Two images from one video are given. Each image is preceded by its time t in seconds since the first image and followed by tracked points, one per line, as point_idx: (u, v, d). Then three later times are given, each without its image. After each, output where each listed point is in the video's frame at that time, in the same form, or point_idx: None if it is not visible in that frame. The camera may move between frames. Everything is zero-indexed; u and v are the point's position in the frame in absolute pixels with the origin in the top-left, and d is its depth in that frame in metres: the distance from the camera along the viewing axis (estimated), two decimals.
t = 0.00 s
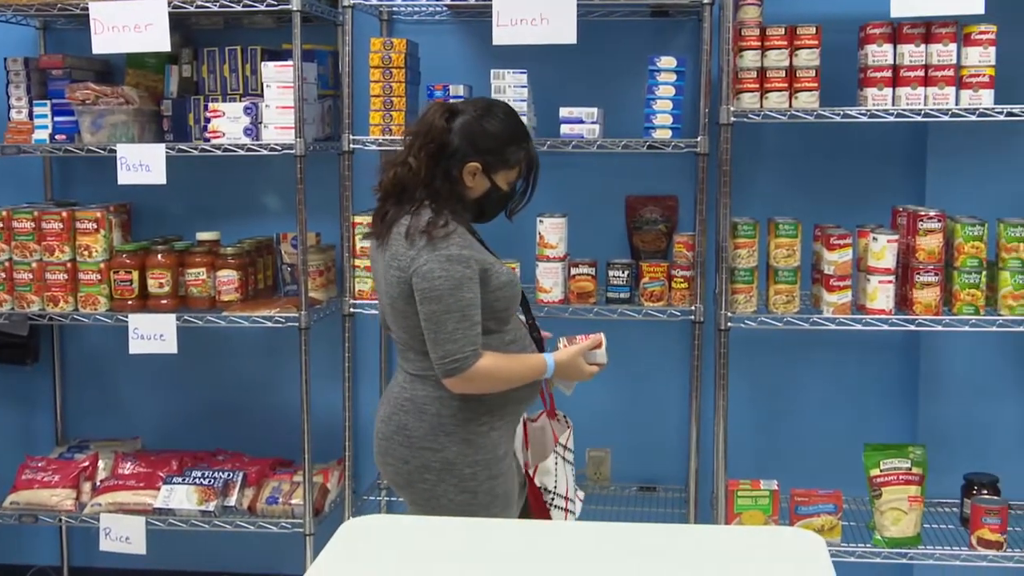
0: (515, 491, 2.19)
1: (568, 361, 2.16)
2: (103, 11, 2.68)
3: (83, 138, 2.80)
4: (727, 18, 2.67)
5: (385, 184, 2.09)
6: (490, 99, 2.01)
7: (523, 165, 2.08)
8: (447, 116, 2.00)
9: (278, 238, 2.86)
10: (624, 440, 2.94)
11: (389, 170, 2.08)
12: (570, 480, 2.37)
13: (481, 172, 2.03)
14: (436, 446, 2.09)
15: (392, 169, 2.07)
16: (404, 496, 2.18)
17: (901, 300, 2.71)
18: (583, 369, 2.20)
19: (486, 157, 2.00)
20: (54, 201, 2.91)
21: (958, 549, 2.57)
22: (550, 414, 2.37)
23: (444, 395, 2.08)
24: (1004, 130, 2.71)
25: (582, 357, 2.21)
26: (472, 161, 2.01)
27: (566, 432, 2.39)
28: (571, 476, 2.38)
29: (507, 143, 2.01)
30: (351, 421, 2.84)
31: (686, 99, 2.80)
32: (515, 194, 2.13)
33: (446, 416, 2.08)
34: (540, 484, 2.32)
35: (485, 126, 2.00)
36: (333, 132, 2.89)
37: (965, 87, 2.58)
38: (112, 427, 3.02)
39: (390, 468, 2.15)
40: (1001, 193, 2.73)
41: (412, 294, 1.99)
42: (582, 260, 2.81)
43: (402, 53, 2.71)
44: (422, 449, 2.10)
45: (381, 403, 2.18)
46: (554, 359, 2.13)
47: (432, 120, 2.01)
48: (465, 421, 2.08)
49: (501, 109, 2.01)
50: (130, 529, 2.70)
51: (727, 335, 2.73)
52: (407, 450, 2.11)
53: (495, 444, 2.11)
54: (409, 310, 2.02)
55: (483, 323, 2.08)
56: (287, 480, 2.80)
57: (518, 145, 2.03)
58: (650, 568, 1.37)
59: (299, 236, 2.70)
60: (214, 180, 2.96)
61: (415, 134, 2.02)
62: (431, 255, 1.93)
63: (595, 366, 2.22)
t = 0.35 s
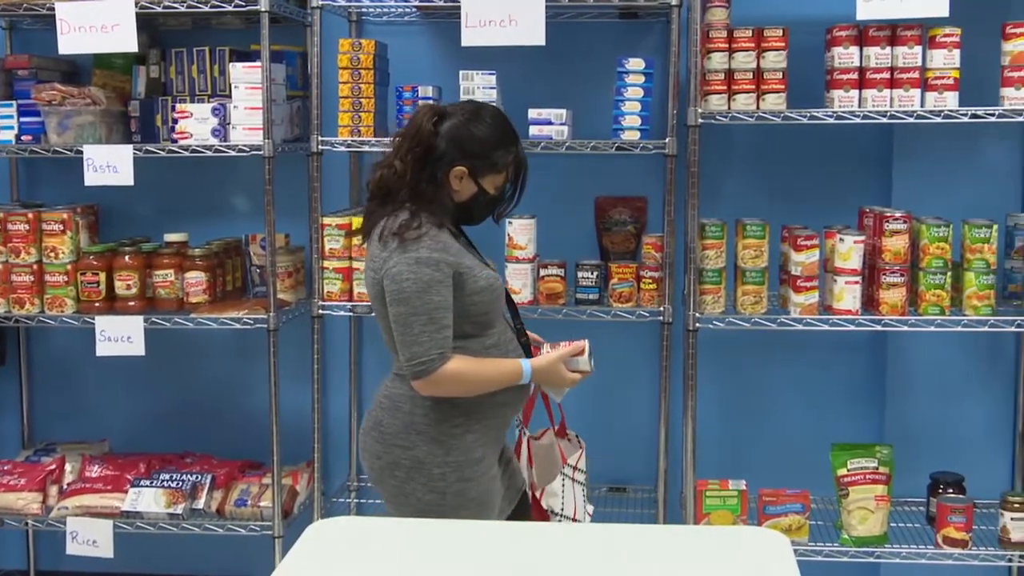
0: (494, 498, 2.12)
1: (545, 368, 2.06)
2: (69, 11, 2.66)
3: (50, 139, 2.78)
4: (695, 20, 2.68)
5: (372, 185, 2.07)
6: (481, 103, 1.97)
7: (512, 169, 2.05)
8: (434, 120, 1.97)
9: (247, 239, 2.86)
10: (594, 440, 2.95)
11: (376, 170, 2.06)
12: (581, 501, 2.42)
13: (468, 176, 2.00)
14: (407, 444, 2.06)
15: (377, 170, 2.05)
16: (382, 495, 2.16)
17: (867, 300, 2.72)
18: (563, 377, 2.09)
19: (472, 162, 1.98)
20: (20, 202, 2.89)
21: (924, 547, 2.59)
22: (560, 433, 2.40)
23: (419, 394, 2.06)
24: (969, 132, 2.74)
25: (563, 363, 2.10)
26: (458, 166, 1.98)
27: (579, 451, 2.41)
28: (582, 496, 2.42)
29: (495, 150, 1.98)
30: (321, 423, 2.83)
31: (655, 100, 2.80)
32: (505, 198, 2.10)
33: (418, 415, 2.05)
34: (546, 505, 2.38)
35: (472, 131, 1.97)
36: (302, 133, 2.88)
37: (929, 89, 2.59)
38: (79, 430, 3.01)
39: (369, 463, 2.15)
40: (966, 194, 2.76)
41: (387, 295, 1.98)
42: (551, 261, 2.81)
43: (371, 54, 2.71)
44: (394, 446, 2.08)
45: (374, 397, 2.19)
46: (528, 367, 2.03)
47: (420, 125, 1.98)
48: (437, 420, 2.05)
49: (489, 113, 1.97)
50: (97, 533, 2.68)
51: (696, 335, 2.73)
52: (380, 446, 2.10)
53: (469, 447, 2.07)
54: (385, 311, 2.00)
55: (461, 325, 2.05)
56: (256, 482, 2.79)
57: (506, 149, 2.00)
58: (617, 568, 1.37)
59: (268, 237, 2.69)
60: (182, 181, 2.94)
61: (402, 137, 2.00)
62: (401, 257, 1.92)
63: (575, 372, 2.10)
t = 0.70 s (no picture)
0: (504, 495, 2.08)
1: (555, 365, 2.04)
2: (28, 9, 2.64)
3: (9, 138, 2.75)
4: (657, 20, 2.69)
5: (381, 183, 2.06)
6: (490, 99, 1.96)
7: (521, 165, 2.03)
8: (444, 117, 1.96)
9: (210, 239, 2.84)
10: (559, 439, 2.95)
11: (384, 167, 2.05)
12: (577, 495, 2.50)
13: (478, 172, 1.99)
14: (416, 437, 2.04)
15: (386, 168, 2.04)
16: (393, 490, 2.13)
17: (829, 298, 2.74)
18: (575, 373, 2.07)
19: (481, 158, 1.96)
20: None
21: (885, 543, 2.60)
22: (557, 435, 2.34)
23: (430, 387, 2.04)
24: (928, 131, 2.77)
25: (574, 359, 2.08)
26: (467, 163, 1.97)
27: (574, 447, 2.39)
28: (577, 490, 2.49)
29: (505, 146, 1.96)
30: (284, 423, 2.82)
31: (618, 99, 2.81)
32: (514, 194, 2.09)
33: (428, 408, 2.03)
34: (562, 509, 2.43)
35: (481, 127, 1.96)
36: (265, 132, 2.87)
37: (890, 89, 2.61)
38: (40, 431, 2.98)
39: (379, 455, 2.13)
40: (925, 193, 2.78)
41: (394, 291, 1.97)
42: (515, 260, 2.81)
43: (334, 53, 2.70)
44: (403, 439, 2.05)
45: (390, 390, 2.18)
46: (538, 363, 2.00)
47: (430, 121, 1.97)
48: (447, 414, 2.03)
49: (498, 109, 1.96)
50: (57, 535, 2.65)
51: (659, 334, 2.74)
52: (390, 438, 2.07)
53: (479, 442, 2.04)
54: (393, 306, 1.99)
55: (474, 320, 2.03)
56: (219, 483, 2.77)
57: (516, 146, 1.98)
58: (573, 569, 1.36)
59: (230, 237, 2.67)
60: (144, 181, 2.93)
61: (411, 134, 1.99)
62: (407, 253, 1.91)
63: (587, 367, 2.09)
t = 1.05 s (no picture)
0: (523, 488, 2.12)
1: (562, 366, 2.07)
2: None
3: None
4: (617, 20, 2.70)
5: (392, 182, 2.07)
6: (505, 103, 1.97)
7: (531, 170, 2.04)
8: (458, 119, 1.97)
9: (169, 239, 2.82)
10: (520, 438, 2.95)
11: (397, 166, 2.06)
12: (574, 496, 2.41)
13: (488, 176, 2.00)
14: (430, 447, 2.06)
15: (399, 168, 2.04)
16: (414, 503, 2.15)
17: (788, 297, 2.75)
18: (582, 375, 2.11)
19: (492, 161, 1.97)
20: None
21: (844, 540, 2.62)
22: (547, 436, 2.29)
23: (435, 396, 2.05)
24: (884, 131, 2.79)
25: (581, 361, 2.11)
26: (479, 165, 1.98)
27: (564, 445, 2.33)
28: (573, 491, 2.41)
29: (516, 150, 1.97)
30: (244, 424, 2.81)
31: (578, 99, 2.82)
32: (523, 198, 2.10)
33: (437, 416, 2.05)
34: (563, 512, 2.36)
35: (494, 130, 1.97)
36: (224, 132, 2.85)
37: (847, 89, 2.63)
38: None
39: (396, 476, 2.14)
40: (882, 192, 2.80)
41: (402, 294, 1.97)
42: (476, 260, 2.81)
43: (293, 53, 2.68)
44: (417, 452, 2.07)
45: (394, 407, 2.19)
46: (546, 364, 2.03)
47: (444, 123, 1.97)
48: (456, 420, 2.05)
49: (511, 113, 1.97)
50: (14, 539, 2.62)
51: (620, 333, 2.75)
52: (405, 454, 2.09)
53: (490, 442, 2.06)
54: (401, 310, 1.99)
55: (477, 323, 2.04)
56: (179, 484, 2.75)
57: (527, 150, 1.99)
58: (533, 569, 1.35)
59: (189, 237, 2.65)
60: (101, 181, 2.90)
61: (424, 134, 1.99)
62: (415, 255, 1.91)
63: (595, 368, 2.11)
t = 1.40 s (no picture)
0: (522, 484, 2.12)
1: (559, 365, 2.09)
2: None
3: None
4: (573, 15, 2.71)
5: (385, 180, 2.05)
6: (499, 97, 1.97)
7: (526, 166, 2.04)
8: (454, 115, 1.97)
9: (125, 236, 2.79)
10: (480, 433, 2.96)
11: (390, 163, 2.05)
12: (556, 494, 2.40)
13: (485, 171, 2.00)
14: (430, 449, 2.03)
15: (393, 164, 2.03)
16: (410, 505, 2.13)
17: (746, 290, 2.76)
18: (577, 373, 2.13)
19: (490, 157, 1.97)
20: None
21: (802, 532, 2.64)
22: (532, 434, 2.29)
23: (432, 397, 2.03)
24: (840, 126, 2.81)
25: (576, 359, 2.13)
26: (476, 161, 1.98)
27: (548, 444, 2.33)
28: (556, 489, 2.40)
29: (513, 145, 1.97)
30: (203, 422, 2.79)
31: (536, 94, 2.82)
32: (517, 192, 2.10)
33: (435, 418, 2.03)
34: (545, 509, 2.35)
35: (489, 125, 1.96)
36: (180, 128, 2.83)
37: (802, 84, 2.65)
38: None
39: (391, 478, 2.10)
40: (838, 187, 2.82)
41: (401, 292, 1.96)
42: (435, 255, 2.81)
43: (249, 48, 2.67)
44: (416, 455, 2.04)
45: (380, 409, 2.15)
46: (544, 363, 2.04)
47: (439, 119, 1.97)
48: (456, 420, 2.03)
49: (507, 107, 1.97)
50: None
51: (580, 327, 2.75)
52: (403, 458, 2.05)
53: (490, 441, 2.06)
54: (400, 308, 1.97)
55: (474, 322, 2.03)
56: (137, 483, 2.74)
57: (523, 145, 2.00)
58: (492, 564, 1.35)
59: (145, 235, 2.62)
60: (56, 177, 2.88)
61: (418, 131, 1.99)
62: (419, 253, 1.90)
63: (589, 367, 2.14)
